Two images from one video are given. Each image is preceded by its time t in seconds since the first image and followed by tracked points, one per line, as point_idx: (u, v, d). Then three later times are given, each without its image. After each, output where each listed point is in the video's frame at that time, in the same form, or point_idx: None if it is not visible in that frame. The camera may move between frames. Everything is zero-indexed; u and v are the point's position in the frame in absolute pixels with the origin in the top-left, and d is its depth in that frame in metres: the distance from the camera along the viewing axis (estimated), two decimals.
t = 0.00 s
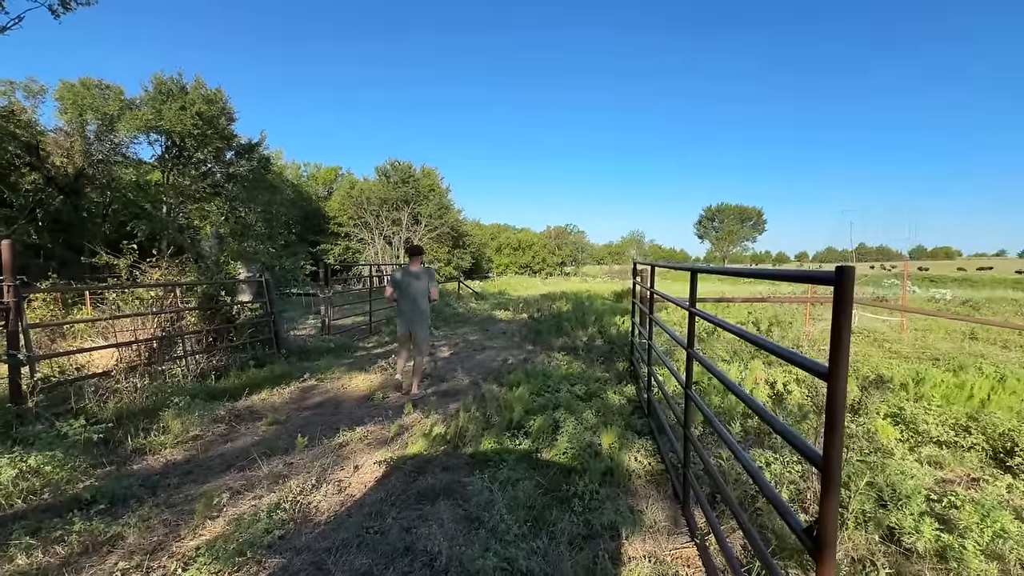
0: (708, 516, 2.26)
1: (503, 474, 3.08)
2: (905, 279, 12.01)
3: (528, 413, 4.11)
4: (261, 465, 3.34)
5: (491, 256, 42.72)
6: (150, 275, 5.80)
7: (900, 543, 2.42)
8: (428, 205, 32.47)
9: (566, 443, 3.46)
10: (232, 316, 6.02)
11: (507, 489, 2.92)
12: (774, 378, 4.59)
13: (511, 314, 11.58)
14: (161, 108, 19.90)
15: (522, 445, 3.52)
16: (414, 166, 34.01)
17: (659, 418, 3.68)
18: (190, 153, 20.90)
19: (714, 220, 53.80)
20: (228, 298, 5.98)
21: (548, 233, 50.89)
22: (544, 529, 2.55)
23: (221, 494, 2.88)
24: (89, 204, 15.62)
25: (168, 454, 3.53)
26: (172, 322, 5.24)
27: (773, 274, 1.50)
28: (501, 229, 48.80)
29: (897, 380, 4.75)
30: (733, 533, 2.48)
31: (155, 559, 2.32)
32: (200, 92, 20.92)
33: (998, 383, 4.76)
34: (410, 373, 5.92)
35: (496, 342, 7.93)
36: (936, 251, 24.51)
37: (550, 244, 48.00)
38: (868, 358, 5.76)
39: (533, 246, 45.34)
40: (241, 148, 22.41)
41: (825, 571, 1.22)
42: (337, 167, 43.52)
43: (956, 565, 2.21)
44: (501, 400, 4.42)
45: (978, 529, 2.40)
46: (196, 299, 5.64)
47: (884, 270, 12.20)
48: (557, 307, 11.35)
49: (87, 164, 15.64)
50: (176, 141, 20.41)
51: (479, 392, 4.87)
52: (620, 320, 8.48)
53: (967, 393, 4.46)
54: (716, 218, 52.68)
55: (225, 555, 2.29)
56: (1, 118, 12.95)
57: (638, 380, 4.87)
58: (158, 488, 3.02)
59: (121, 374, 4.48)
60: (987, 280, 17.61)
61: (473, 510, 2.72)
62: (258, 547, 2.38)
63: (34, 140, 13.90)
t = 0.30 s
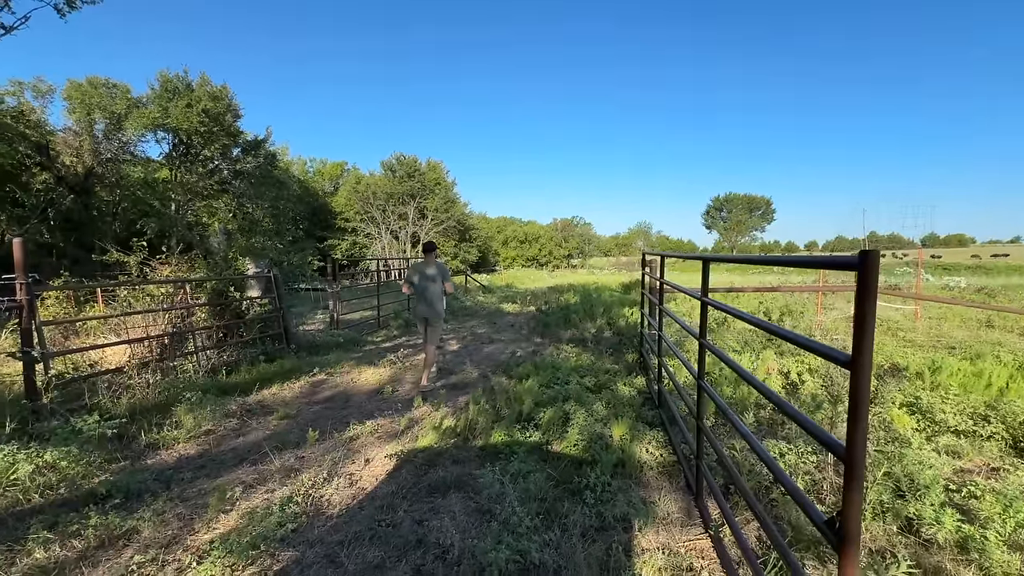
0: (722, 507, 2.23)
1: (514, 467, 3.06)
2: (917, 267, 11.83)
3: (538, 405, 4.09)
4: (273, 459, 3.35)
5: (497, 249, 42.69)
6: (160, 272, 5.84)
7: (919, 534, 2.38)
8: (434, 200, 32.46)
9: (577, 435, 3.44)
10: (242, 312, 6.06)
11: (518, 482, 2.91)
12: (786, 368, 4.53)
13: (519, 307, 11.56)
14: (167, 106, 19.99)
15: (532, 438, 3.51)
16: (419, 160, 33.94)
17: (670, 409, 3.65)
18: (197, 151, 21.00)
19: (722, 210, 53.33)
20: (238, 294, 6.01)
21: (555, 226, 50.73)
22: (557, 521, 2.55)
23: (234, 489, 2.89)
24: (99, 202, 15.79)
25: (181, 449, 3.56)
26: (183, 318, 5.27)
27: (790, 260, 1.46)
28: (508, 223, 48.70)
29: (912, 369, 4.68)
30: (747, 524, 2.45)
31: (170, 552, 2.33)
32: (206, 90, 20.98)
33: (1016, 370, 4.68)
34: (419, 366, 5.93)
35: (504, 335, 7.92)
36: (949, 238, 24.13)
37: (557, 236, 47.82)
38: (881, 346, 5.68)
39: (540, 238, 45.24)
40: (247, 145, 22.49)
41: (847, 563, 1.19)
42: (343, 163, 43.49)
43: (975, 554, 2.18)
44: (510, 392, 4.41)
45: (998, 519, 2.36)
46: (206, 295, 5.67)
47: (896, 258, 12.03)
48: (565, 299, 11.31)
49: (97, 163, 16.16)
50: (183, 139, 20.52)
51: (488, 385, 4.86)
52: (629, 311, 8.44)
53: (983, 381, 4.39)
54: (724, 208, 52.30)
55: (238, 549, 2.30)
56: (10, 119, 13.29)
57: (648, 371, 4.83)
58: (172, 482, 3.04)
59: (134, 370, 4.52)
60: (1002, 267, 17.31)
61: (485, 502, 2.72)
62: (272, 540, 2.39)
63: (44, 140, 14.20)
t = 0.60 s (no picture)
0: (733, 497, 2.21)
1: (523, 457, 3.06)
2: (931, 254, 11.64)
3: (546, 396, 4.09)
4: (283, 449, 3.38)
5: (503, 241, 42.61)
6: (169, 265, 5.89)
7: (933, 523, 2.35)
8: (440, 191, 32.36)
9: (586, 425, 3.43)
10: (250, 305, 6.09)
11: (527, 472, 2.92)
12: (797, 357, 4.49)
13: (526, 298, 11.54)
14: (173, 99, 20.00)
15: (540, 428, 3.51)
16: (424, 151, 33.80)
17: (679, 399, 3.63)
18: (203, 144, 21.04)
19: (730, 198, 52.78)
20: (246, 286, 6.04)
21: (561, 216, 50.48)
22: (566, 510, 2.55)
23: (245, 479, 2.92)
24: (108, 197, 15.88)
25: (193, 440, 3.60)
26: (192, 311, 5.30)
27: (806, 248, 1.43)
28: (513, 213, 48.51)
29: (925, 358, 4.62)
30: (758, 514, 2.44)
31: (183, 542, 2.36)
32: (211, 83, 20.97)
33: None
34: (427, 357, 5.94)
35: (511, 326, 7.92)
36: (963, 225, 23.72)
37: (563, 226, 47.58)
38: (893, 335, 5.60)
39: (546, 229, 45.06)
40: (253, 138, 22.50)
41: (865, 553, 1.17)
42: (349, 155, 43.43)
43: (992, 544, 2.15)
44: (518, 383, 4.40)
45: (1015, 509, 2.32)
46: (215, 288, 5.71)
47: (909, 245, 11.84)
48: (572, 290, 11.27)
49: (104, 158, 16.04)
50: (189, 133, 20.53)
51: (496, 376, 4.86)
52: (636, 301, 8.39)
53: (999, 369, 4.32)
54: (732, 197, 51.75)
55: (251, 538, 2.32)
56: (19, 114, 13.45)
57: (657, 361, 4.81)
58: (184, 473, 3.07)
59: (145, 363, 4.57)
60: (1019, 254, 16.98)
61: (494, 492, 2.72)
62: (284, 530, 2.41)
63: (52, 135, 14.36)
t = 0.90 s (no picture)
0: (741, 491, 2.20)
1: (530, 449, 3.07)
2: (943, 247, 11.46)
3: (553, 388, 4.09)
4: (292, 441, 3.41)
5: (509, 234, 42.54)
6: (178, 259, 5.93)
7: (943, 517, 2.33)
8: (445, 184, 32.31)
9: (592, 418, 3.44)
10: (258, 298, 6.13)
11: (534, 464, 2.92)
12: (806, 349, 4.45)
13: (532, 291, 11.53)
14: (180, 93, 20.05)
15: (547, 420, 3.52)
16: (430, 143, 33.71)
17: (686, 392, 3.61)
18: (210, 138, 21.10)
19: (738, 190, 52.26)
20: (253, 280, 6.08)
21: (567, 209, 50.29)
22: (573, 502, 2.55)
23: (255, 470, 2.95)
24: (117, 190, 16.01)
25: (203, 432, 3.64)
26: (201, 304, 5.35)
27: (818, 237, 1.40)
28: (520, 206, 48.38)
29: (936, 352, 4.56)
30: (766, 507, 2.43)
31: (195, 531, 2.40)
32: (217, 76, 20.98)
33: None
34: (433, 350, 5.96)
35: (517, 319, 7.92)
36: (976, 217, 23.32)
37: (569, 219, 47.38)
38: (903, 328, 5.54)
39: (552, 222, 44.91)
40: (259, 131, 22.51)
41: (874, 547, 1.16)
42: (355, 147, 43.40)
43: (1003, 537, 2.12)
44: (524, 376, 4.41)
45: None
46: (222, 281, 5.75)
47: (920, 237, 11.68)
48: (578, 283, 11.23)
49: (113, 152, 16.18)
50: (196, 127, 20.58)
51: (502, 369, 4.87)
52: (643, 294, 8.35)
53: (1013, 362, 4.25)
54: (741, 189, 51.29)
55: (261, 528, 2.35)
56: (28, 110, 13.57)
57: (663, 354, 4.79)
58: (194, 464, 3.11)
59: (155, 355, 4.61)
60: None
61: (502, 483, 2.74)
62: (293, 520, 2.44)
63: (62, 130, 14.49)
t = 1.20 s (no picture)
0: (747, 486, 2.20)
1: (536, 443, 3.08)
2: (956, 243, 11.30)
3: (559, 383, 4.09)
4: (300, 434, 3.45)
5: (515, 229, 42.48)
6: (187, 253, 5.99)
7: (951, 515, 2.32)
8: (452, 179, 32.29)
9: (598, 413, 3.44)
10: (267, 292, 6.18)
11: (540, 458, 2.93)
12: (814, 346, 4.43)
13: (538, 286, 11.52)
14: (188, 89, 20.15)
15: (553, 415, 3.53)
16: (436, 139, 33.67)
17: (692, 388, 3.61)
18: (218, 134, 21.19)
19: (747, 186, 51.81)
20: (261, 274, 6.13)
21: (574, 205, 50.10)
22: (578, 497, 2.56)
23: (263, 462, 2.99)
24: (127, 186, 16.16)
25: (212, 424, 3.68)
26: (210, 298, 5.40)
27: (828, 233, 1.39)
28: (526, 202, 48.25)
29: (947, 349, 4.52)
30: (772, 503, 2.42)
31: (206, 521, 2.44)
32: (225, 72, 21.05)
33: None
34: (439, 345, 5.98)
35: (523, 314, 7.92)
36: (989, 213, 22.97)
37: (576, 215, 47.22)
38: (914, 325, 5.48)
39: (558, 218, 44.80)
40: (267, 127, 22.58)
41: (880, 543, 1.16)
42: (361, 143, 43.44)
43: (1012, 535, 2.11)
44: (530, 370, 4.42)
45: None
46: (231, 275, 5.79)
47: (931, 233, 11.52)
48: (584, 279, 11.22)
49: (123, 147, 16.31)
50: (205, 122, 20.69)
51: (508, 363, 4.89)
52: (650, 290, 8.32)
53: None
54: (749, 184, 50.86)
55: (270, 519, 2.39)
56: (38, 105, 13.68)
57: (670, 349, 4.79)
58: (204, 455, 3.15)
59: (165, 348, 4.67)
60: None
61: (508, 477, 2.75)
62: (302, 511, 2.47)
63: (72, 125, 14.61)
